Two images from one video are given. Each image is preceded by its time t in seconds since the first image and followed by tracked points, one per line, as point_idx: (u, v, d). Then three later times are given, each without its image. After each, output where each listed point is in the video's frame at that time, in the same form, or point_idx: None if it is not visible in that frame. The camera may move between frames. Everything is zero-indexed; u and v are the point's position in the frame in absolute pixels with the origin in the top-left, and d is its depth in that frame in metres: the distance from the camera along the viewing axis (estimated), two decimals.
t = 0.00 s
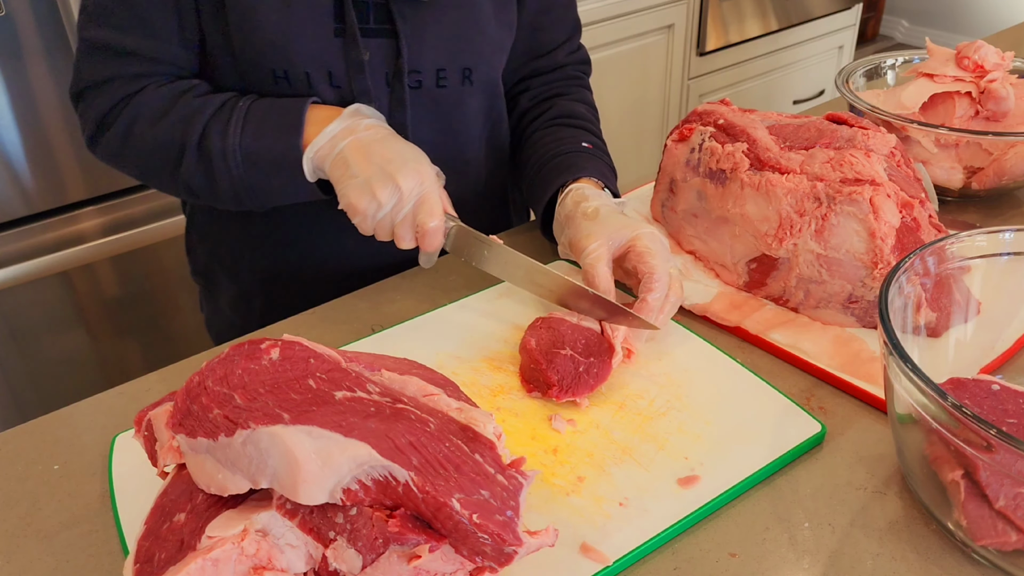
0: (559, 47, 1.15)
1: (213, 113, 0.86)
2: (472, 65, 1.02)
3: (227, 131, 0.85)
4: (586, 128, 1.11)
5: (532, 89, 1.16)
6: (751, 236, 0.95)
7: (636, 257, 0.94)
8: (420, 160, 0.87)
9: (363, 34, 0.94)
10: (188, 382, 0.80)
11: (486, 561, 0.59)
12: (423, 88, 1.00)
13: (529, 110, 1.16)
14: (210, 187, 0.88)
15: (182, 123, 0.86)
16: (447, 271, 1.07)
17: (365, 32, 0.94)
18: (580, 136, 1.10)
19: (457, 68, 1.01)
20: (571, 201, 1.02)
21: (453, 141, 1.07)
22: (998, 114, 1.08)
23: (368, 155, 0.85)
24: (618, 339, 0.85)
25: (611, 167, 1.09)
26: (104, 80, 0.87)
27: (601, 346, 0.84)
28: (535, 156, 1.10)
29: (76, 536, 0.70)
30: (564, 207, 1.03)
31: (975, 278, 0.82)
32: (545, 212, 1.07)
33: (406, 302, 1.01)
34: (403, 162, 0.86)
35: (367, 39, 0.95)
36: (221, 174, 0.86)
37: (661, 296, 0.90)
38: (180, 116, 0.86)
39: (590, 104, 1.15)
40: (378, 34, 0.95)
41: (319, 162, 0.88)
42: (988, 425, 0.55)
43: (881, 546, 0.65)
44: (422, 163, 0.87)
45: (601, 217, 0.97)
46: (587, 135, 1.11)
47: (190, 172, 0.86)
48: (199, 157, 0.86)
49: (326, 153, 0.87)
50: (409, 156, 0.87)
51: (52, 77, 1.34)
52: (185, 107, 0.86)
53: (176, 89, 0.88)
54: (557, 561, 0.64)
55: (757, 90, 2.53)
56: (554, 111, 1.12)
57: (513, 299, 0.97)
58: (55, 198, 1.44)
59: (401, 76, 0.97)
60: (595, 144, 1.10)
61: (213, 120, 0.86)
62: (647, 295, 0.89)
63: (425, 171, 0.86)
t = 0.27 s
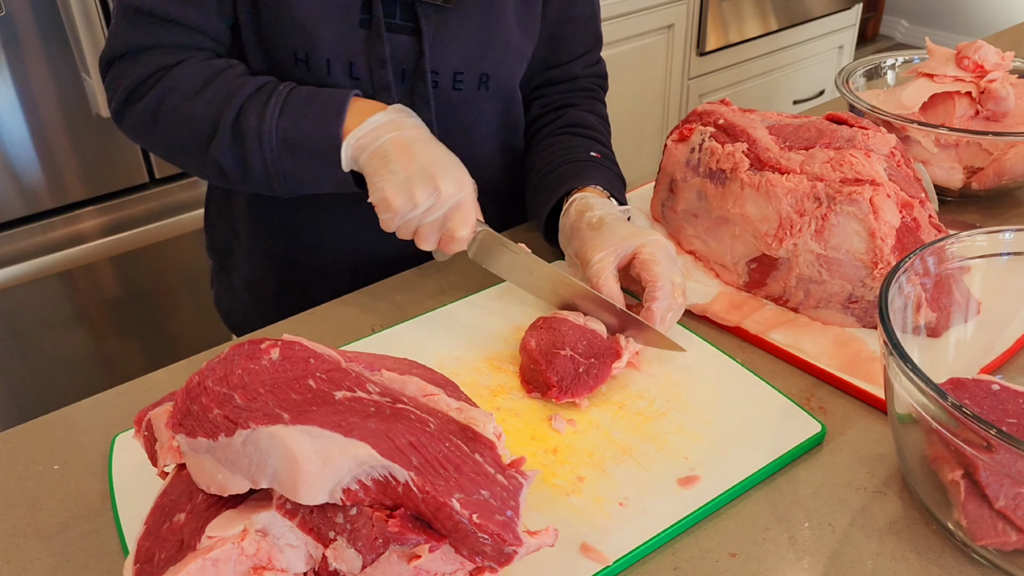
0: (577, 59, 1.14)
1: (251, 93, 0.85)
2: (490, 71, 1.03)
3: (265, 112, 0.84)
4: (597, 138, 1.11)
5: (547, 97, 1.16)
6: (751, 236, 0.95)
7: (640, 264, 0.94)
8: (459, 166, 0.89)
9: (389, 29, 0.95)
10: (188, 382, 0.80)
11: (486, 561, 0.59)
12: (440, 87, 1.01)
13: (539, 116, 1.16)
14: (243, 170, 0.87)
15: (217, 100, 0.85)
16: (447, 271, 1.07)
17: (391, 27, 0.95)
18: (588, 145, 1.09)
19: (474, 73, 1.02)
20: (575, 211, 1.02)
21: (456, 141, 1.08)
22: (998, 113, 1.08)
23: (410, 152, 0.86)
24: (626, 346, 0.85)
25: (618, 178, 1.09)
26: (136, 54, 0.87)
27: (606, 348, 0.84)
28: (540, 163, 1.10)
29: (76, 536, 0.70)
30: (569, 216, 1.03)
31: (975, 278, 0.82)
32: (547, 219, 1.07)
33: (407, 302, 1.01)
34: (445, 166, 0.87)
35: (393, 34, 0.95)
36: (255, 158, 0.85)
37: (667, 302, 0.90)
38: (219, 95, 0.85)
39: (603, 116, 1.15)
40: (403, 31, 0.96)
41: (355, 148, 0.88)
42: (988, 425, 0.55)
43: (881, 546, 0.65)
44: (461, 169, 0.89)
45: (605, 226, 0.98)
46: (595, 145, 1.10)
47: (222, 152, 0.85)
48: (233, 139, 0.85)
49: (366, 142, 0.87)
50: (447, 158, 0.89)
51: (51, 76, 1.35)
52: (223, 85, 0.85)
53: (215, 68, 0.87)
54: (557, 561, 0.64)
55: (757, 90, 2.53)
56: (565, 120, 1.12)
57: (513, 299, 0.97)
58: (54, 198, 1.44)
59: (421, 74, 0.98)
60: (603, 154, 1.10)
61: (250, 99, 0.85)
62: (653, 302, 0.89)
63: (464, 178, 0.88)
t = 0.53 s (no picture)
0: (581, 61, 1.15)
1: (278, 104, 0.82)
2: (504, 72, 1.03)
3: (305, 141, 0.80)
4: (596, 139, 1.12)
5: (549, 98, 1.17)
6: (751, 236, 0.95)
7: (631, 265, 0.94)
8: (498, 220, 0.86)
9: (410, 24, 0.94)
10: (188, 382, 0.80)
11: (486, 561, 0.59)
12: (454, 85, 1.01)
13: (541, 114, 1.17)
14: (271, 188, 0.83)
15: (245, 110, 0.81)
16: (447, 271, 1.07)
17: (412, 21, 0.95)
18: (588, 146, 1.10)
19: (488, 73, 1.02)
20: (564, 212, 1.03)
21: (458, 140, 1.08)
22: (998, 113, 1.08)
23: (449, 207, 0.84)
24: (632, 359, 0.83)
25: (616, 179, 1.09)
26: (150, 44, 0.84)
27: (610, 354, 0.83)
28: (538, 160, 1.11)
29: (76, 536, 0.70)
30: (560, 217, 1.04)
31: (975, 278, 0.82)
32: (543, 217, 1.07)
33: (406, 302, 1.01)
34: (485, 224, 0.85)
35: (413, 29, 0.95)
36: (285, 179, 0.81)
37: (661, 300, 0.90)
38: (247, 105, 0.81)
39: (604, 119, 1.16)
40: (422, 28, 0.96)
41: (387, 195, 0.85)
42: (988, 425, 0.55)
43: (881, 546, 0.65)
44: (499, 223, 0.86)
45: (593, 227, 0.98)
46: (594, 146, 1.11)
47: (251, 169, 0.81)
48: (265, 157, 0.81)
49: (404, 194, 0.84)
50: (482, 213, 0.86)
51: (51, 76, 1.34)
52: (249, 92, 0.82)
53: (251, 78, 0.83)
54: (557, 561, 0.64)
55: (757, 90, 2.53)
56: (565, 119, 1.13)
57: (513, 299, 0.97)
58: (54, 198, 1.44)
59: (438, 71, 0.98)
60: (601, 155, 1.10)
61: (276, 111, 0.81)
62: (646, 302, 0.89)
63: (503, 234, 0.86)
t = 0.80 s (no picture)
0: (577, 49, 1.16)
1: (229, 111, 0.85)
2: (503, 62, 1.04)
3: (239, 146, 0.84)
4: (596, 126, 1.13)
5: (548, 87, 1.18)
6: (751, 236, 0.95)
7: (627, 254, 0.94)
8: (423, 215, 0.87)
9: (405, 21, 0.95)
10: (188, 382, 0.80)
11: (486, 561, 0.59)
12: (455, 79, 1.01)
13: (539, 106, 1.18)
14: (202, 186, 0.87)
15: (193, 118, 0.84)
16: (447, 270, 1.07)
17: (406, 19, 0.95)
18: (588, 134, 1.11)
19: (488, 63, 1.03)
20: (566, 197, 1.04)
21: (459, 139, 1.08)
22: (998, 114, 1.08)
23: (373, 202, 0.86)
24: (620, 347, 0.84)
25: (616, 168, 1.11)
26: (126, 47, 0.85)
27: (601, 350, 0.84)
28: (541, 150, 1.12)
29: (76, 536, 0.70)
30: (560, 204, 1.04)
31: (975, 278, 0.82)
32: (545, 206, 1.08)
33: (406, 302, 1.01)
34: (405, 213, 0.86)
35: (410, 26, 0.96)
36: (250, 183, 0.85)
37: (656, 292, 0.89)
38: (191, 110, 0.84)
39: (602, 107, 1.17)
40: (418, 23, 0.96)
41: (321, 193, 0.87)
42: (988, 425, 0.55)
43: (881, 546, 0.65)
44: (424, 217, 0.87)
45: (591, 214, 0.99)
46: (595, 134, 1.12)
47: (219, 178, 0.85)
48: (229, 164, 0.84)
49: (330, 189, 0.86)
50: (419, 208, 0.88)
51: (51, 77, 1.34)
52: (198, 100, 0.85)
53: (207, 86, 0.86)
54: (557, 561, 0.64)
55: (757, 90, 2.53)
56: (565, 109, 1.14)
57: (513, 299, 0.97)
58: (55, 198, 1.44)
59: (438, 64, 0.98)
60: (601, 143, 1.12)
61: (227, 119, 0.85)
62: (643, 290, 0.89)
63: (428, 227, 0.87)
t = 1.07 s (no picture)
0: (566, 38, 1.18)
1: (182, 131, 0.86)
2: (489, 58, 1.04)
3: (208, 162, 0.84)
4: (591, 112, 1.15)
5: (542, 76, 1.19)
6: (751, 236, 0.95)
7: (621, 241, 0.97)
8: (384, 222, 0.90)
9: (382, 28, 0.95)
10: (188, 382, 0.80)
11: (486, 561, 0.59)
12: (441, 82, 1.02)
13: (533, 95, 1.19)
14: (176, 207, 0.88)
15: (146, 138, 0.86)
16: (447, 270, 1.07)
17: (383, 25, 0.95)
18: (583, 119, 1.13)
19: (474, 61, 1.03)
20: (568, 176, 1.06)
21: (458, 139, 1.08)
22: (998, 114, 1.08)
23: (330, 225, 0.89)
24: (611, 355, 0.83)
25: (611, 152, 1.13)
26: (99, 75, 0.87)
27: (591, 358, 0.83)
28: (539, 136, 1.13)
29: (76, 536, 0.70)
30: (561, 185, 1.06)
31: (975, 278, 0.82)
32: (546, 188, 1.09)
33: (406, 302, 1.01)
34: (366, 230, 0.89)
35: (387, 32, 0.96)
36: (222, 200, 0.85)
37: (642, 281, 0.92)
38: (146, 129, 0.85)
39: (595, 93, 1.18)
40: (397, 28, 0.96)
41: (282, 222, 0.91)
42: (988, 425, 0.56)
43: (881, 546, 0.65)
44: (386, 226, 0.90)
45: (595, 196, 1.02)
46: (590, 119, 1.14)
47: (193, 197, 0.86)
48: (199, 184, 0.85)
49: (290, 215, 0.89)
50: (376, 220, 0.90)
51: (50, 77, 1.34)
52: (155, 119, 0.86)
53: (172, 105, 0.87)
54: (557, 561, 0.64)
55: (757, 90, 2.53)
56: (558, 96, 1.16)
57: (513, 299, 0.97)
58: (55, 197, 1.44)
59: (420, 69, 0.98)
60: (596, 128, 1.14)
61: (183, 140, 0.86)
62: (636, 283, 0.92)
63: (391, 234, 0.89)
